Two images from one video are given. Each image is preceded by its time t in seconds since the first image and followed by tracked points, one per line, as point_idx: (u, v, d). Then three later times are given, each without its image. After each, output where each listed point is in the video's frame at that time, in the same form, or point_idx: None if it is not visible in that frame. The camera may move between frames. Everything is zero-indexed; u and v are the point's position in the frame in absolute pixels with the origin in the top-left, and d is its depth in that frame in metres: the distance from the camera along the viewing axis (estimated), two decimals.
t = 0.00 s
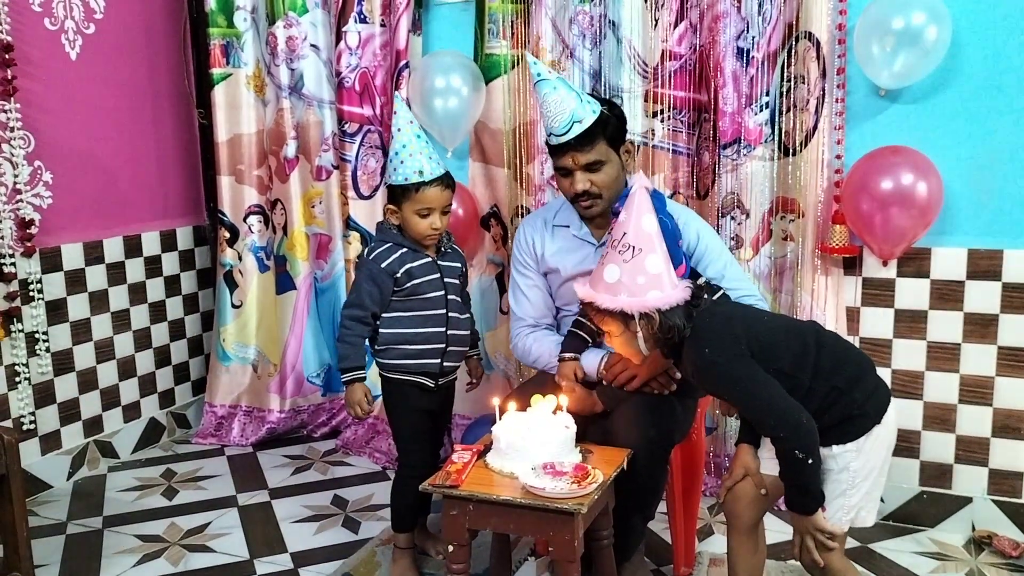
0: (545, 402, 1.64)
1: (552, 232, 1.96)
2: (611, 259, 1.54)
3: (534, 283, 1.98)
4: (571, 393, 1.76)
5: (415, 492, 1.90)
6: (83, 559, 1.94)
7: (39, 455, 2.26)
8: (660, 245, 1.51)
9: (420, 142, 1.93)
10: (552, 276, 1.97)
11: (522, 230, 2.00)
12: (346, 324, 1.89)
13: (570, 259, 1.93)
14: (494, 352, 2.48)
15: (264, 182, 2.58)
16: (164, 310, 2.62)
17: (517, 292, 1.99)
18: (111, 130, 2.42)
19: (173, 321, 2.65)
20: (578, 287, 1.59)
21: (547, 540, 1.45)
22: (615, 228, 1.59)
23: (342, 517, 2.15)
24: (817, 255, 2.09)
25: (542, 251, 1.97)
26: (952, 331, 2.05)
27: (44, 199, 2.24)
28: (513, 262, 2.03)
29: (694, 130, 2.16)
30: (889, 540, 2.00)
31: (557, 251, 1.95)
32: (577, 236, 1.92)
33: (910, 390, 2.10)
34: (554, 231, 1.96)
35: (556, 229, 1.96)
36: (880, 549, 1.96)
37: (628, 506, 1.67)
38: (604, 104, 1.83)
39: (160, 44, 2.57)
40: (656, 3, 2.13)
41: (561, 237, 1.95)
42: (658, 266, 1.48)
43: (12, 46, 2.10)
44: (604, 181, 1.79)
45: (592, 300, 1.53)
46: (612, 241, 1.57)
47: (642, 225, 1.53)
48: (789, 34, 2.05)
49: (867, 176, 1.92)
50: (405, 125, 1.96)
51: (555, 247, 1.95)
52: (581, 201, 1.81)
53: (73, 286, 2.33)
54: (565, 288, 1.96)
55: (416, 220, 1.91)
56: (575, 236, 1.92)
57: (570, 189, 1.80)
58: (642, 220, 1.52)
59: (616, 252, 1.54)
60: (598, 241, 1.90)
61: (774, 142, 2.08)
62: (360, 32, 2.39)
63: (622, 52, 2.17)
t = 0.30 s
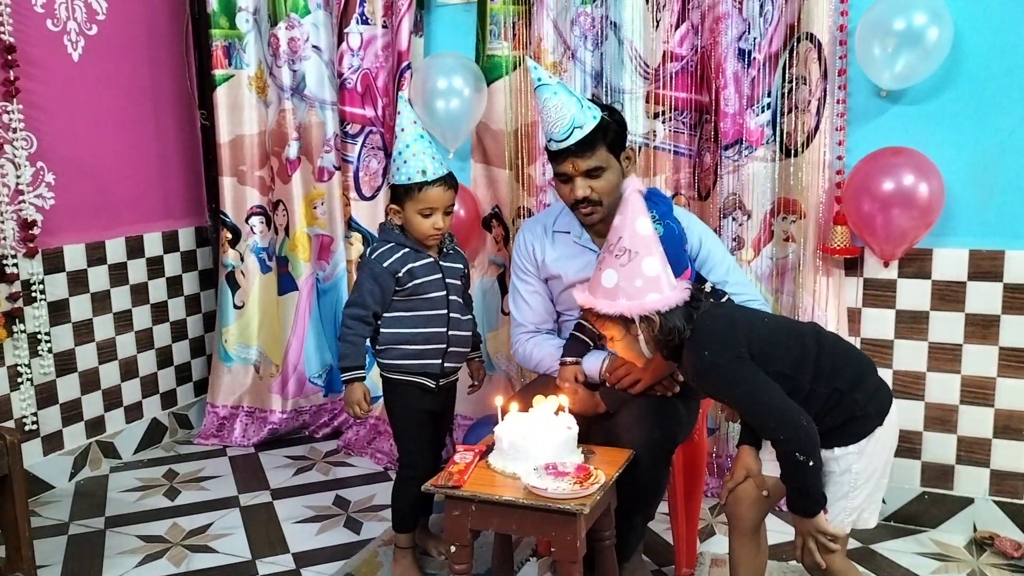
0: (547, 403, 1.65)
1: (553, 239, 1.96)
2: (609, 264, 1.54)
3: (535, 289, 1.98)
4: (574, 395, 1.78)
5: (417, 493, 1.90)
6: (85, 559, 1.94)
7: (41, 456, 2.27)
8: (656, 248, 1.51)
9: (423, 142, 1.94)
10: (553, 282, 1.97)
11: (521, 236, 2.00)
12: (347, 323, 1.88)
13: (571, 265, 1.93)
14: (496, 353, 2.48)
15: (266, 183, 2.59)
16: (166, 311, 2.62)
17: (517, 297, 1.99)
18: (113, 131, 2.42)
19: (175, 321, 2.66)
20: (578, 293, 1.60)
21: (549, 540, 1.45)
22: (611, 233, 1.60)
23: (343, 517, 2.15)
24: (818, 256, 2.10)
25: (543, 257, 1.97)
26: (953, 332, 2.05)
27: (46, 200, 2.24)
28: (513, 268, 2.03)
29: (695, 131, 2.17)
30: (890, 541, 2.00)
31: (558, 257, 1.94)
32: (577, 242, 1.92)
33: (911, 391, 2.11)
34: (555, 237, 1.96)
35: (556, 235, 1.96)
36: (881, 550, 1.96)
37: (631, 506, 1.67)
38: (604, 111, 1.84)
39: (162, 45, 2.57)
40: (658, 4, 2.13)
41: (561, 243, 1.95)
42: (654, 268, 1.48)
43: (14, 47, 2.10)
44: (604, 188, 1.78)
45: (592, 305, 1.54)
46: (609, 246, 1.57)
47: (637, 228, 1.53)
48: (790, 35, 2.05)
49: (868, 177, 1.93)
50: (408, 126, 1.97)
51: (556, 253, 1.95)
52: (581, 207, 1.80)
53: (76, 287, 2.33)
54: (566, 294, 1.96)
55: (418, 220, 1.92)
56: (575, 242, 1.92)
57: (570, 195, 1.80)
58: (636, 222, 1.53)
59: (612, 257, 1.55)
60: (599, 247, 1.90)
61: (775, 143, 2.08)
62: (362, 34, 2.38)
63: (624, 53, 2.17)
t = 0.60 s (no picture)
0: (546, 404, 1.64)
1: (549, 244, 1.95)
2: (614, 258, 1.50)
3: (532, 294, 1.96)
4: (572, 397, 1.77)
5: (414, 494, 1.89)
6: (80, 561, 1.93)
7: (36, 456, 2.25)
8: (655, 233, 1.50)
9: (418, 142, 1.95)
10: (550, 287, 1.95)
11: (517, 240, 1.99)
12: (342, 323, 1.90)
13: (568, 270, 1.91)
14: (493, 354, 2.48)
15: (262, 183, 2.57)
16: (162, 311, 2.61)
17: (514, 302, 1.97)
18: (109, 130, 2.41)
19: (170, 322, 2.65)
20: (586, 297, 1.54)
21: (548, 541, 1.45)
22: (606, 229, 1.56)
23: (341, 519, 2.15)
24: (816, 257, 2.10)
25: (540, 262, 1.95)
26: (950, 333, 2.05)
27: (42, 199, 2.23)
28: (509, 273, 2.01)
29: (693, 132, 2.17)
30: (888, 542, 2.00)
31: (555, 262, 1.93)
32: (574, 247, 1.91)
33: (908, 392, 2.11)
34: (551, 242, 1.95)
35: (552, 240, 1.95)
36: (879, 551, 1.96)
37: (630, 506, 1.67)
38: (600, 115, 1.84)
39: (159, 44, 2.57)
40: (656, 5, 2.13)
41: (558, 248, 1.93)
42: (658, 251, 1.47)
43: (9, 45, 2.09)
44: (600, 193, 1.78)
45: (605, 304, 1.48)
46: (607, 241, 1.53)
47: (632, 216, 1.52)
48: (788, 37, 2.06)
49: (865, 179, 1.94)
50: (404, 125, 1.98)
51: (552, 258, 1.93)
52: (578, 212, 1.80)
53: (71, 287, 2.32)
54: (563, 299, 1.94)
55: (414, 220, 1.91)
56: (572, 247, 1.91)
57: (566, 200, 1.80)
58: (628, 211, 1.51)
59: (614, 252, 1.52)
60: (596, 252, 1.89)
61: (773, 144, 2.09)
62: (360, 33, 2.40)
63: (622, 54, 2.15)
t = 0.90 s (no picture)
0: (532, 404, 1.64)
1: (534, 246, 1.94)
2: (692, 241, 1.44)
3: (517, 297, 1.96)
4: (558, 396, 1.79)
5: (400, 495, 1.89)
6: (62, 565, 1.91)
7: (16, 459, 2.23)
8: (737, 217, 1.44)
9: (402, 142, 1.94)
10: (535, 289, 1.95)
11: (501, 242, 1.98)
12: (324, 323, 1.88)
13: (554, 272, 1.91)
14: (479, 354, 2.47)
15: (246, 183, 2.56)
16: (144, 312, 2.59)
17: (499, 304, 1.97)
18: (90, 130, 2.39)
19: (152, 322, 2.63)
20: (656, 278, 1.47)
21: (535, 541, 1.45)
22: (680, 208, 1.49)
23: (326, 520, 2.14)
24: (801, 258, 2.12)
25: (525, 265, 1.94)
26: (933, 332, 2.07)
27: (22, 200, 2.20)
28: (493, 275, 2.00)
29: (679, 133, 2.17)
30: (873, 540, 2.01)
31: (540, 264, 1.92)
32: (559, 249, 1.91)
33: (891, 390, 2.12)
34: (536, 244, 1.94)
35: (537, 243, 1.94)
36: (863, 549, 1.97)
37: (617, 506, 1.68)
38: (585, 116, 1.84)
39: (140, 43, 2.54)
40: (642, 6, 2.13)
41: (543, 250, 1.93)
42: (742, 238, 1.41)
43: None
44: (584, 194, 1.79)
45: (682, 289, 1.43)
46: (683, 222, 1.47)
47: (718, 195, 1.44)
48: (773, 38, 2.07)
49: (849, 180, 1.96)
50: (388, 126, 1.98)
51: (537, 260, 1.93)
52: (562, 213, 1.80)
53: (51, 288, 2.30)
54: (549, 301, 1.94)
55: (398, 221, 1.91)
56: (557, 249, 1.91)
57: (550, 202, 1.80)
58: (717, 191, 1.43)
59: (692, 232, 1.45)
60: (581, 254, 1.89)
61: (758, 145, 2.10)
62: (345, 33, 2.39)
63: (607, 55, 2.17)
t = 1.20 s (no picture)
0: (503, 407, 1.63)
1: (504, 247, 1.93)
2: (675, 345, 1.48)
3: (487, 298, 1.95)
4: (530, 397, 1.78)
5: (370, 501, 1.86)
6: None
7: None
8: (718, 319, 1.48)
9: (367, 142, 1.91)
10: (505, 291, 1.94)
11: (470, 244, 1.96)
12: (289, 327, 1.87)
13: (525, 274, 1.90)
14: (449, 356, 2.46)
15: (209, 183, 2.51)
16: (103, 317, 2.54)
17: (468, 306, 1.95)
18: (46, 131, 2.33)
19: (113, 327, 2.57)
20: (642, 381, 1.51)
21: (508, 545, 1.44)
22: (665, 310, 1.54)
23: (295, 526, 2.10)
24: (767, 257, 2.13)
25: (495, 266, 1.93)
26: (899, 328, 2.09)
27: None
28: (462, 277, 1.99)
29: (647, 132, 2.17)
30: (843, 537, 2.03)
31: (510, 266, 1.91)
32: (529, 250, 1.90)
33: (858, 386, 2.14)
34: (506, 246, 1.93)
35: (507, 243, 1.93)
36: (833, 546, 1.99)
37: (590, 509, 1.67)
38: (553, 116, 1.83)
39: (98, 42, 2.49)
40: (608, 5, 2.13)
41: (513, 252, 1.92)
42: (725, 341, 1.45)
43: None
44: (553, 194, 1.78)
45: (668, 395, 1.45)
46: (664, 325, 1.51)
47: (702, 300, 1.48)
48: (738, 37, 2.08)
49: (815, 179, 1.97)
50: (353, 125, 1.95)
51: (508, 262, 1.92)
52: (531, 213, 1.79)
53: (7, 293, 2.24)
54: (519, 303, 1.94)
55: (363, 223, 1.88)
56: (527, 250, 1.90)
57: (519, 202, 1.79)
58: (699, 298, 1.47)
59: (676, 336, 1.49)
60: (551, 255, 1.89)
61: (724, 144, 2.11)
62: (308, 31, 2.36)
63: (575, 54, 2.17)
